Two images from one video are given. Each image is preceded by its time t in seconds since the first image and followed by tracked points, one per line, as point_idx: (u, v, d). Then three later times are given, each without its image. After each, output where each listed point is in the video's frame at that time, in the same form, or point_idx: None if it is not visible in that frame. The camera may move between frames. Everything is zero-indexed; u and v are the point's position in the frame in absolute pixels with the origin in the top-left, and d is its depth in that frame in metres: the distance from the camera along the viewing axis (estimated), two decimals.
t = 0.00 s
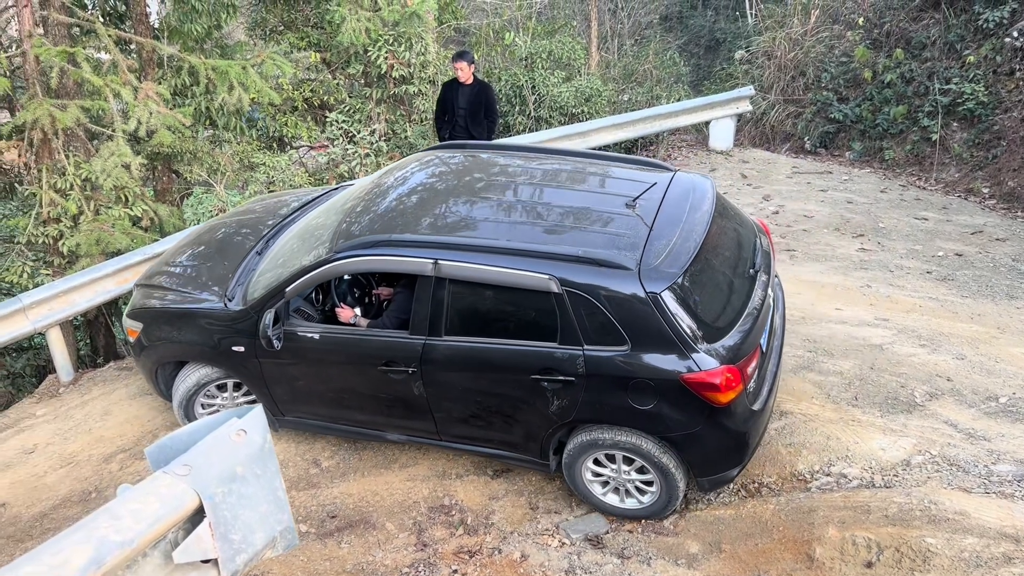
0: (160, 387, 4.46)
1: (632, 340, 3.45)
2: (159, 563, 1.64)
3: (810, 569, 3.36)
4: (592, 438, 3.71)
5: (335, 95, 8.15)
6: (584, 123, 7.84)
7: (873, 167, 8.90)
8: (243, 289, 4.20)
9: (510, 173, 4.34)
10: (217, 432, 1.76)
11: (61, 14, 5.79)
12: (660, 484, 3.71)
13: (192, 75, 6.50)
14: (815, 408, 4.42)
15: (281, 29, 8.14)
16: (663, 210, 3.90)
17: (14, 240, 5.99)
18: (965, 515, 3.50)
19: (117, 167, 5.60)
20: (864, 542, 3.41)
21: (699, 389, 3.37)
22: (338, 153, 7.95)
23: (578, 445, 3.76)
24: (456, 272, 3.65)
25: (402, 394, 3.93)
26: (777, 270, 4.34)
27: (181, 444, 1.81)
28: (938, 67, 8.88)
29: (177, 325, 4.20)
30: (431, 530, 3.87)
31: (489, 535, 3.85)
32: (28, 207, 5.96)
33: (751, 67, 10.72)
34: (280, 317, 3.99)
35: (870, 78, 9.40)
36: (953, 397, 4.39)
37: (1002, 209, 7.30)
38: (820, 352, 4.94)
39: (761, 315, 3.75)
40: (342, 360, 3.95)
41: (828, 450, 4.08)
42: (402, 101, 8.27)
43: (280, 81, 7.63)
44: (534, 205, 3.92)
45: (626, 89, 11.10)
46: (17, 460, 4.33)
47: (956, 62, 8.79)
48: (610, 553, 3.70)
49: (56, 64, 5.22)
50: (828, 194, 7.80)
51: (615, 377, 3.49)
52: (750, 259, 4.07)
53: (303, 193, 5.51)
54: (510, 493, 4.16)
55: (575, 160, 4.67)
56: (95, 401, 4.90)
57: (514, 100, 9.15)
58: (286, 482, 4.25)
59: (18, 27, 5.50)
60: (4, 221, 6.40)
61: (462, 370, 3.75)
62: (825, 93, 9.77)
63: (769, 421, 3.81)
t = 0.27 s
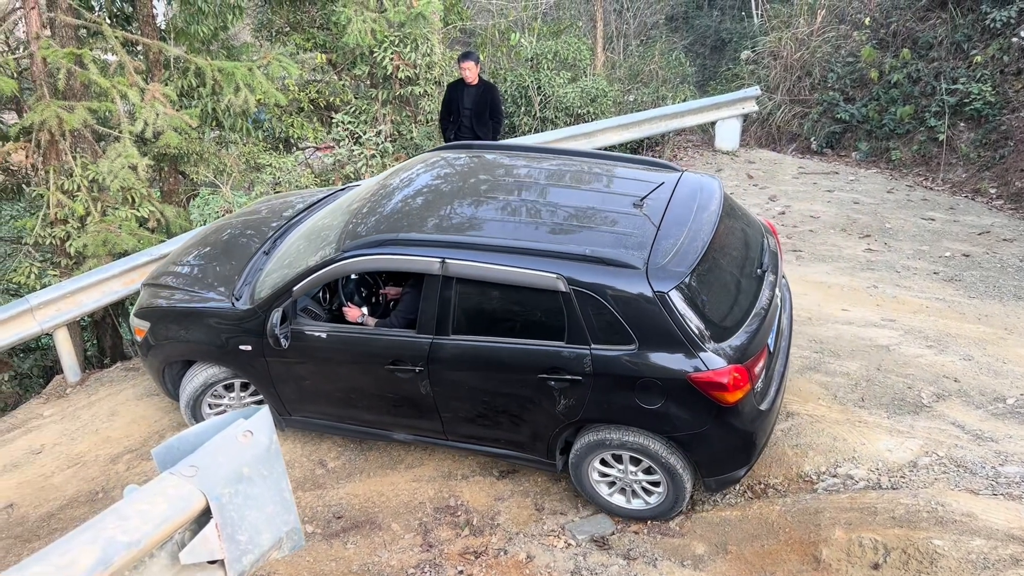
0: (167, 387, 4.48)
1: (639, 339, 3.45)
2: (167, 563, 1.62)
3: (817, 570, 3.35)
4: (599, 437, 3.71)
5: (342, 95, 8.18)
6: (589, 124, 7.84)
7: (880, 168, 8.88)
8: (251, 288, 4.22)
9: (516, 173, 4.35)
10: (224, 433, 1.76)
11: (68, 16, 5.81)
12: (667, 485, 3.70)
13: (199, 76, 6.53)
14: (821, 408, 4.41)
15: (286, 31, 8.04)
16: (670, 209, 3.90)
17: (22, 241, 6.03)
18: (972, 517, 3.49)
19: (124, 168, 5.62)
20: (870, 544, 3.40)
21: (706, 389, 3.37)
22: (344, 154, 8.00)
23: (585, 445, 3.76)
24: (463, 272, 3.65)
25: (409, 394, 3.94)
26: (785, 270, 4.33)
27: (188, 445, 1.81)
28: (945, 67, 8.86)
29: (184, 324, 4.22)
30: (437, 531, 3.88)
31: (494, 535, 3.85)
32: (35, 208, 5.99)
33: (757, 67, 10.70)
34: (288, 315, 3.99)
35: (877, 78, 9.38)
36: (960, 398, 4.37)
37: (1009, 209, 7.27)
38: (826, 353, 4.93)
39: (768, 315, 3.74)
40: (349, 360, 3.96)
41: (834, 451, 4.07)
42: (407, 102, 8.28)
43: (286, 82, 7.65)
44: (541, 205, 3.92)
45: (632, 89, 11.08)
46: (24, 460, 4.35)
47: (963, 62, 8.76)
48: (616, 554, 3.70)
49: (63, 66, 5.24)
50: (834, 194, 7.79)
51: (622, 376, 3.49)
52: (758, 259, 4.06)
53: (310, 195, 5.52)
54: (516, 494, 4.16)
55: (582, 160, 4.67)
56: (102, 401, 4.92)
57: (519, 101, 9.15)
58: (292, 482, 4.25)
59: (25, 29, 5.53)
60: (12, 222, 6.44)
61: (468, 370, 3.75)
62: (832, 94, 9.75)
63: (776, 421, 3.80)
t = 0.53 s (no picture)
0: (172, 387, 4.49)
1: (644, 339, 3.45)
2: (173, 562, 1.63)
3: (822, 570, 3.35)
4: (604, 438, 3.70)
5: (347, 95, 8.19)
6: (594, 123, 7.83)
7: (886, 167, 8.85)
8: (255, 289, 4.22)
9: (520, 173, 4.34)
10: (229, 433, 1.77)
11: (74, 16, 5.83)
12: (672, 485, 3.70)
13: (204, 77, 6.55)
14: (827, 408, 4.40)
15: (292, 31, 8.12)
16: (674, 209, 3.90)
17: (29, 241, 6.05)
18: (979, 517, 3.48)
19: (130, 169, 5.63)
20: (876, 544, 3.40)
21: (711, 389, 3.36)
22: (349, 154, 7.94)
23: (589, 445, 3.76)
24: (467, 272, 3.65)
25: (414, 394, 3.94)
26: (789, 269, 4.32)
27: (192, 446, 1.82)
28: (951, 65, 8.83)
29: (190, 325, 4.23)
30: (442, 531, 3.88)
31: (500, 535, 3.85)
32: (42, 208, 6.01)
33: (762, 67, 10.69)
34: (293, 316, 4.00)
35: (883, 77, 9.36)
36: (966, 398, 4.36)
37: (1015, 208, 7.24)
38: (832, 353, 4.92)
39: (773, 315, 3.73)
40: (353, 360, 3.96)
41: (840, 451, 4.07)
42: (412, 102, 8.29)
43: (291, 83, 7.66)
44: (545, 205, 3.92)
45: (637, 89, 11.08)
46: (31, 460, 4.36)
47: (969, 61, 8.73)
48: (621, 554, 3.70)
49: (69, 66, 5.25)
50: (840, 194, 7.77)
51: (626, 376, 3.49)
52: (763, 259, 4.06)
53: (314, 195, 5.53)
54: (522, 493, 4.17)
55: (586, 159, 4.67)
56: (108, 401, 4.93)
57: (524, 101, 9.15)
58: (298, 482, 4.26)
59: (31, 30, 5.55)
60: (19, 222, 6.46)
61: (472, 370, 3.76)
62: (837, 93, 9.72)
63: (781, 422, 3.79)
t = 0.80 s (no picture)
0: (176, 387, 4.50)
1: (648, 338, 3.44)
2: (178, 561, 1.63)
3: (828, 570, 3.34)
4: (607, 437, 3.70)
5: (351, 95, 8.20)
6: (599, 122, 7.83)
7: (891, 166, 8.84)
8: (259, 289, 4.23)
9: (524, 172, 4.34)
10: (234, 432, 1.77)
11: (80, 17, 5.85)
12: (676, 483, 3.69)
13: (210, 77, 6.57)
14: (832, 407, 4.39)
15: (297, 31, 8.13)
16: (678, 208, 3.89)
17: (36, 241, 6.08)
18: (985, 516, 3.47)
19: (136, 168, 5.65)
20: (882, 543, 3.39)
21: (716, 388, 3.36)
22: (354, 154, 8.03)
23: (593, 445, 3.76)
24: (471, 271, 3.66)
25: (417, 393, 3.95)
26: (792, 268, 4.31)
27: (198, 445, 1.82)
28: (957, 64, 8.81)
29: (194, 324, 4.24)
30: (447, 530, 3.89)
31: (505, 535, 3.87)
32: (48, 208, 6.03)
33: (767, 65, 10.67)
34: (296, 315, 4.00)
35: (888, 76, 9.34)
36: (972, 397, 4.35)
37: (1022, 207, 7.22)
38: (837, 352, 4.91)
39: (778, 314, 3.73)
40: (357, 359, 3.97)
41: (845, 450, 4.06)
42: (417, 101, 8.30)
43: (296, 82, 7.68)
44: (549, 204, 3.92)
45: (641, 87, 11.07)
46: (38, 458, 4.38)
47: (975, 59, 8.70)
48: (626, 553, 3.70)
49: (75, 66, 5.27)
50: (845, 192, 7.76)
51: (631, 374, 3.48)
52: (767, 258, 4.05)
53: (319, 194, 5.53)
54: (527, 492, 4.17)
55: (590, 158, 4.67)
56: (114, 400, 4.95)
57: (529, 100, 9.16)
58: (303, 480, 4.27)
59: (37, 31, 5.58)
60: (26, 222, 6.49)
61: (476, 369, 3.76)
62: (843, 91, 9.70)
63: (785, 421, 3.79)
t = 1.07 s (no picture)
0: (175, 388, 4.50)
1: (646, 338, 3.44)
2: (182, 557, 1.60)
3: (833, 569, 3.34)
4: (600, 438, 3.72)
5: (356, 95, 8.20)
6: (603, 121, 7.82)
7: (896, 165, 8.83)
8: (257, 290, 4.23)
9: (523, 172, 4.34)
10: (238, 428, 1.76)
11: (85, 16, 5.86)
12: (674, 480, 3.69)
13: (214, 76, 6.58)
14: (838, 406, 4.39)
15: (302, 30, 8.08)
16: (676, 208, 3.89)
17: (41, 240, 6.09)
18: (991, 515, 3.47)
19: (141, 168, 5.66)
20: (888, 542, 3.39)
21: (714, 387, 3.36)
22: (358, 153, 8.03)
23: (588, 447, 3.78)
24: (469, 271, 3.65)
25: (416, 393, 3.95)
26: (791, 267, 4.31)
27: (201, 443, 1.80)
28: (963, 62, 8.78)
29: (192, 324, 4.24)
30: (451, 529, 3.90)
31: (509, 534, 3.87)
32: (53, 208, 6.05)
33: (772, 64, 10.65)
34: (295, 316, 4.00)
35: (894, 74, 9.31)
36: (978, 396, 4.34)
37: None
38: (842, 351, 4.91)
39: (776, 313, 3.72)
40: (356, 359, 3.97)
41: (851, 449, 4.06)
42: (421, 100, 8.30)
43: (301, 82, 7.69)
44: (547, 204, 3.92)
45: (646, 86, 11.06)
46: (43, 457, 4.40)
47: (982, 57, 8.67)
48: (631, 552, 3.70)
49: (80, 66, 5.27)
50: (851, 191, 7.74)
51: (629, 374, 3.49)
52: (765, 257, 4.05)
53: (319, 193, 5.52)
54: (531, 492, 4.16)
55: (589, 158, 4.67)
56: (120, 398, 4.96)
57: (533, 99, 9.15)
58: (308, 479, 4.28)
59: (42, 30, 5.59)
60: (32, 222, 6.52)
61: (475, 369, 3.76)
62: (848, 90, 9.67)
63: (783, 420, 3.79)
